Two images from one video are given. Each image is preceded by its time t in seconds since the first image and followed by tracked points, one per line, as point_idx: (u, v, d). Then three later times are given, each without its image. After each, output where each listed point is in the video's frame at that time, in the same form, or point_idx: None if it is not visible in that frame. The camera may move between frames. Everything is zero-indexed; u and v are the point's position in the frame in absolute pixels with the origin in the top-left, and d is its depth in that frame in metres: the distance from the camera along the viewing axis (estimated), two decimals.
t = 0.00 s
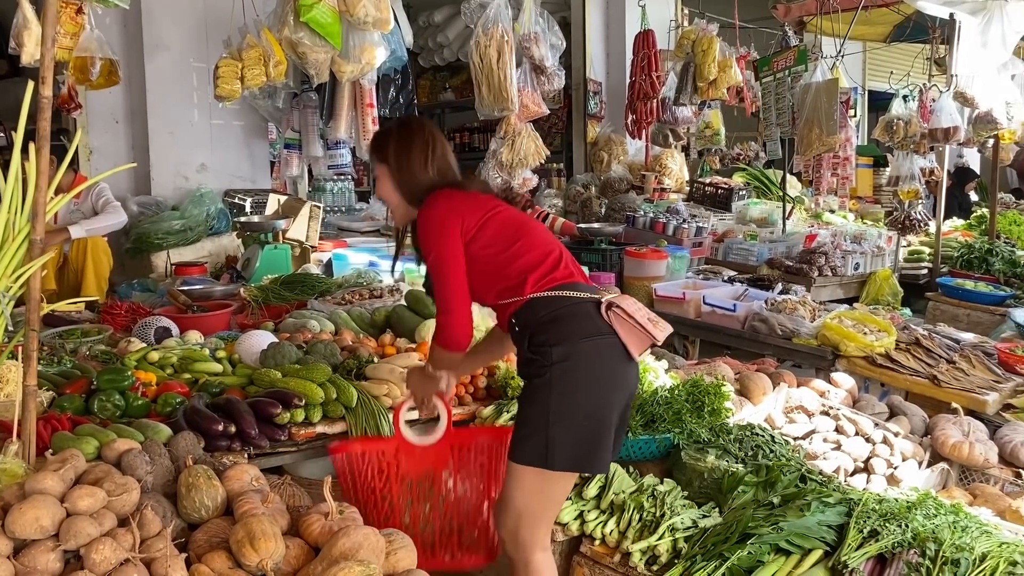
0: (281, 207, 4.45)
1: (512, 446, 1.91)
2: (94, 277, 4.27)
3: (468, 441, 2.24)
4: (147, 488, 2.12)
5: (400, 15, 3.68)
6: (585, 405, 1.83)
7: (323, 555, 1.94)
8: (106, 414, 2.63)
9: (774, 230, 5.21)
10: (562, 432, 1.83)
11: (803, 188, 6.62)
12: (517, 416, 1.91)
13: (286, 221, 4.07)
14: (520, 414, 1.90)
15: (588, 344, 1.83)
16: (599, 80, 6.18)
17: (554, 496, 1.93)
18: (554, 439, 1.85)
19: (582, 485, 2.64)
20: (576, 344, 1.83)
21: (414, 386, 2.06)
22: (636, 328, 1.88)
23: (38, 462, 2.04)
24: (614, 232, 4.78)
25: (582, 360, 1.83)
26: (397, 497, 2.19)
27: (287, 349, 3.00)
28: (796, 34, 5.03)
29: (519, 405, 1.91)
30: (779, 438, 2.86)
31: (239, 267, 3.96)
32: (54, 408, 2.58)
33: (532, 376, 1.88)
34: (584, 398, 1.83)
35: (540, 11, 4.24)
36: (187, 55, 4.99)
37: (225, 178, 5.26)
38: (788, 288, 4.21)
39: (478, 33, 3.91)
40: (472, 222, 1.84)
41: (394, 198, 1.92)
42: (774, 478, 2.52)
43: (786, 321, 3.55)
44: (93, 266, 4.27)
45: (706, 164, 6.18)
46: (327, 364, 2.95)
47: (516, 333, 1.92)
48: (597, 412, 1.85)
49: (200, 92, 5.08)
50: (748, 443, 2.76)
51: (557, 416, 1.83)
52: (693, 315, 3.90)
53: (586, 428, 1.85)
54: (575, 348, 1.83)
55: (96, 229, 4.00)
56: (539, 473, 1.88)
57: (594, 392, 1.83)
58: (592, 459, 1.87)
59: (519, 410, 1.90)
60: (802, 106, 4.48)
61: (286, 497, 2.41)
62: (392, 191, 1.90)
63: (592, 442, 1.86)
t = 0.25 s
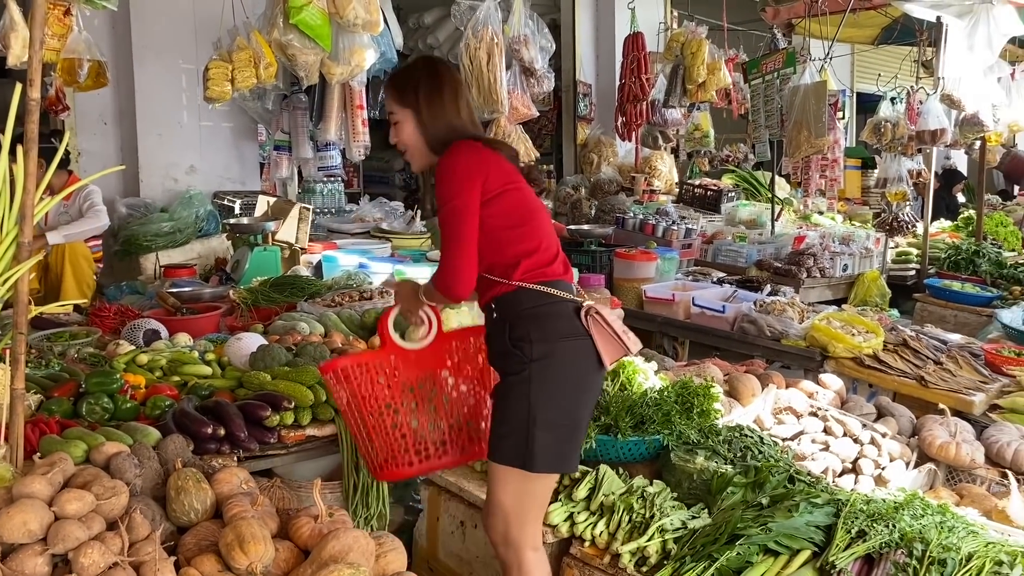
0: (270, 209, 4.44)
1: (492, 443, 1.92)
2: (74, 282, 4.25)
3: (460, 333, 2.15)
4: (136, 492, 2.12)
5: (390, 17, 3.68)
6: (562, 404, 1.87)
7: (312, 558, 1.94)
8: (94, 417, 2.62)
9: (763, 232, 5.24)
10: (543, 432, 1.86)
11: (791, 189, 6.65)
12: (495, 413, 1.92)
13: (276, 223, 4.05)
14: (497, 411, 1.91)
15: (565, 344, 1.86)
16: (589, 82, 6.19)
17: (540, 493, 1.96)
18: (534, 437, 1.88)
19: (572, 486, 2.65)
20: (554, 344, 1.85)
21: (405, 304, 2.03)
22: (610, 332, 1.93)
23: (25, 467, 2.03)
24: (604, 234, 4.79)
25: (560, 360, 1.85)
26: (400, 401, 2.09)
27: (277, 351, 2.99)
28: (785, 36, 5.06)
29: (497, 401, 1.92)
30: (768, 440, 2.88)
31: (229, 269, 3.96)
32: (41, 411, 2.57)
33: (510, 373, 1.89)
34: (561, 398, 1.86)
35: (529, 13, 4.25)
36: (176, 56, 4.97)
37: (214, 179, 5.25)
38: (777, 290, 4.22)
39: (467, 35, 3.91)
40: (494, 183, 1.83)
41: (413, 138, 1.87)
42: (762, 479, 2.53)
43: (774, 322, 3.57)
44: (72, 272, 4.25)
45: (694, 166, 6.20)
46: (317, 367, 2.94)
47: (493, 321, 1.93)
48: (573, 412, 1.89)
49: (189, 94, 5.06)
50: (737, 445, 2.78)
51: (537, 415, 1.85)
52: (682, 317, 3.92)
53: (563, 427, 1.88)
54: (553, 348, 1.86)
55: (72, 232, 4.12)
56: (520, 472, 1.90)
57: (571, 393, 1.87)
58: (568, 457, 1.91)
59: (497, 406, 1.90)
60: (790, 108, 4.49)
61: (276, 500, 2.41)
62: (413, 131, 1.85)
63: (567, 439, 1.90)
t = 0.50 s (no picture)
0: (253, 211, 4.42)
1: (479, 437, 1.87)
2: (46, 289, 4.24)
3: (445, 301, 2.00)
4: (116, 497, 2.10)
5: (372, 20, 3.67)
6: (551, 399, 1.87)
7: (295, 561, 1.94)
8: (74, 422, 2.60)
9: (745, 235, 5.27)
10: (535, 425, 1.85)
11: (772, 192, 6.70)
12: (484, 407, 1.87)
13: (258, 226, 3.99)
14: (485, 404, 1.86)
15: (556, 340, 1.87)
16: (572, 85, 6.21)
17: (523, 483, 1.94)
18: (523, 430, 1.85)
19: (556, 488, 2.66)
20: (546, 338, 1.85)
21: (405, 273, 1.78)
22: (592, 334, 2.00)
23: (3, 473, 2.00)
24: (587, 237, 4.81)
25: (550, 355, 1.85)
26: (390, 370, 1.95)
27: (259, 355, 2.98)
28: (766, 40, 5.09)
29: (484, 395, 1.87)
30: (750, 441, 2.90)
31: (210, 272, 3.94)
32: (20, 416, 2.54)
33: (498, 366, 1.86)
34: (551, 392, 1.86)
35: (511, 16, 4.25)
36: (157, 58, 4.94)
37: (196, 182, 5.22)
38: (759, 292, 4.27)
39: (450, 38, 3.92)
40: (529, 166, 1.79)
41: (448, 112, 1.75)
42: (744, 480, 2.55)
43: (756, 325, 3.59)
44: (44, 279, 4.24)
45: (677, 169, 6.24)
46: (299, 370, 2.93)
47: (482, 312, 1.86)
48: (559, 406, 1.89)
49: (170, 96, 5.03)
50: (719, 446, 2.79)
51: (529, 408, 1.84)
52: (665, 319, 3.94)
53: (550, 422, 1.88)
54: (546, 342, 1.85)
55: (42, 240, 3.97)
56: (508, 465, 1.87)
57: (560, 388, 1.87)
58: (552, 452, 1.91)
59: (485, 400, 1.86)
60: (771, 112, 4.52)
61: (258, 505, 2.40)
62: (452, 106, 1.75)
63: (552, 434, 1.91)
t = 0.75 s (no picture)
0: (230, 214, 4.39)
1: (493, 433, 1.78)
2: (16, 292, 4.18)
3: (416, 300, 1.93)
4: (92, 502, 2.07)
5: (351, 22, 3.66)
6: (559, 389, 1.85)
7: (275, 565, 1.93)
8: (49, 427, 2.56)
9: (723, 237, 5.31)
10: (550, 416, 1.81)
11: (750, 195, 6.75)
12: (494, 404, 1.78)
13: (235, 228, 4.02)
14: (498, 400, 1.78)
15: (560, 331, 1.86)
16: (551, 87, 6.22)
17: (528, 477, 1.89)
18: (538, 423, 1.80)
19: (535, 491, 2.67)
20: (554, 328, 1.83)
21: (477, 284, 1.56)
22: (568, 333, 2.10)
23: None
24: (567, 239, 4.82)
25: (559, 344, 1.84)
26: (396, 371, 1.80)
27: (237, 358, 2.96)
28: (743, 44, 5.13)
29: (494, 391, 1.79)
30: (729, 442, 2.91)
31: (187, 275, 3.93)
32: None
33: (508, 360, 1.79)
34: (560, 382, 1.84)
35: (490, 18, 4.26)
36: (133, 59, 4.90)
37: (173, 184, 5.18)
38: (737, 294, 4.27)
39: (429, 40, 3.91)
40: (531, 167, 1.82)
41: (468, 109, 1.71)
42: (723, 481, 2.56)
43: (734, 326, 3.62)
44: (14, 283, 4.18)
45: (656, 172, 6.27)
46: (278, 374, 2.91)
47: (490, 307, 1.79)
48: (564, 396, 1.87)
49: (146, 97, 4.99)
50: (698, 447, 2.81)
51: (545, 399, 1.79)
52: (644, 321, 3.95)
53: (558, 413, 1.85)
54: (553, 333, 1.83)
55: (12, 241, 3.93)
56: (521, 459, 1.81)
57: (567, 377, 1.86)
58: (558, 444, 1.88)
59: (500, 395, 1.77)
60: (749, 115, 4.55)
61: (236, 509, 2.39)
62: (473, 103, 1.72)
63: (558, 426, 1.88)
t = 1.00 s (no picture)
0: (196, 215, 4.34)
1: (521, 449, 1.68)
2: None
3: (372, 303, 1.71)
4: (53, 508, 2.04)
5: (317, 22, 3.64)
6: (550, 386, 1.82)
7: (241, 570, 1.91)
8: (8, 432, 2.51)
9: (690, 239, 5.36)
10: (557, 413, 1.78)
11: (716, 197, 6.83)
12: (520, 411, 1.67)
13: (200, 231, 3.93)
14: (519, 413, 1.67)
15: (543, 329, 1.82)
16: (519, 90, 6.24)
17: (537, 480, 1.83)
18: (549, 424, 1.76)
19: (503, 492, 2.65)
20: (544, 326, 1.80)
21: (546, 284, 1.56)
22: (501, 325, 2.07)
23: None
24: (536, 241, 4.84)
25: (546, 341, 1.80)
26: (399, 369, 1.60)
27: (202, 361, 2.93)
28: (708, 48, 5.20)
29: (513, 396, 1.68)
30: (695, 441, 2.95)
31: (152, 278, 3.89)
32: None
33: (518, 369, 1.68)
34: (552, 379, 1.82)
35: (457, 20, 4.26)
36: (95, 60, 4.83)
37: (136, 186, 5.12)
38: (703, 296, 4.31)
39: (396, 41, 3.91)
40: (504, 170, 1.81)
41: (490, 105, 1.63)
42: (689, 480, 2.58)
43: (700, 327, 3.66)
44: None
45: (623, 175, 6.32)
46: (243, 377, 2.88)
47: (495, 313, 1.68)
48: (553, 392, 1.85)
49: (109, 98, 4.93)
50: (665, 447, 2.83)
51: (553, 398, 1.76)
52: (611, 322, 3.98)
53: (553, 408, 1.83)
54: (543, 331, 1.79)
55: None
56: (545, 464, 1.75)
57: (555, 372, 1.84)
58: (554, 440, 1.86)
59: (520, 408, 1.67)
60: (714, 118, 4.61)
61: (201, 513, 2.36)
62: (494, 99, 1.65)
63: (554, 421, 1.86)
